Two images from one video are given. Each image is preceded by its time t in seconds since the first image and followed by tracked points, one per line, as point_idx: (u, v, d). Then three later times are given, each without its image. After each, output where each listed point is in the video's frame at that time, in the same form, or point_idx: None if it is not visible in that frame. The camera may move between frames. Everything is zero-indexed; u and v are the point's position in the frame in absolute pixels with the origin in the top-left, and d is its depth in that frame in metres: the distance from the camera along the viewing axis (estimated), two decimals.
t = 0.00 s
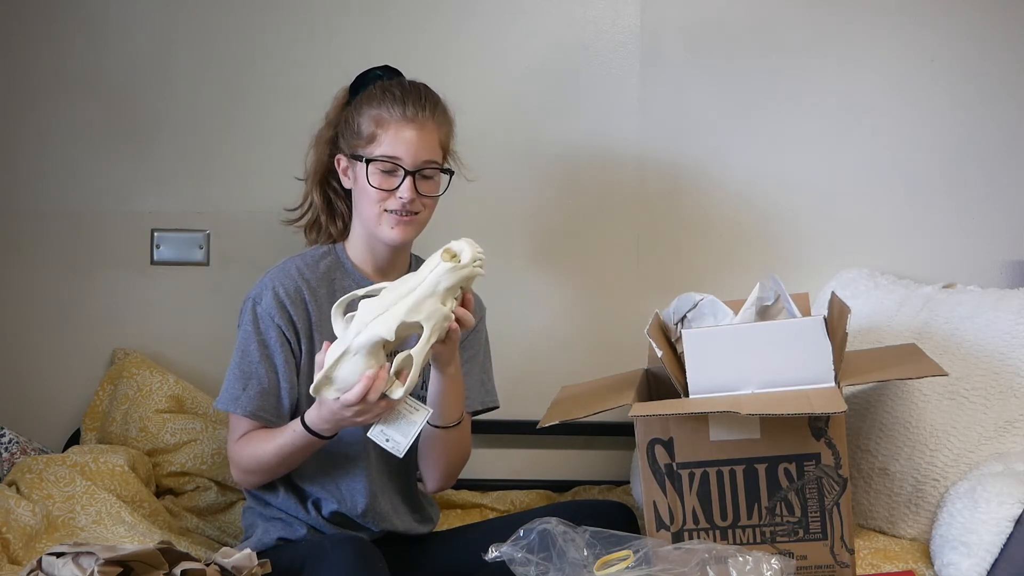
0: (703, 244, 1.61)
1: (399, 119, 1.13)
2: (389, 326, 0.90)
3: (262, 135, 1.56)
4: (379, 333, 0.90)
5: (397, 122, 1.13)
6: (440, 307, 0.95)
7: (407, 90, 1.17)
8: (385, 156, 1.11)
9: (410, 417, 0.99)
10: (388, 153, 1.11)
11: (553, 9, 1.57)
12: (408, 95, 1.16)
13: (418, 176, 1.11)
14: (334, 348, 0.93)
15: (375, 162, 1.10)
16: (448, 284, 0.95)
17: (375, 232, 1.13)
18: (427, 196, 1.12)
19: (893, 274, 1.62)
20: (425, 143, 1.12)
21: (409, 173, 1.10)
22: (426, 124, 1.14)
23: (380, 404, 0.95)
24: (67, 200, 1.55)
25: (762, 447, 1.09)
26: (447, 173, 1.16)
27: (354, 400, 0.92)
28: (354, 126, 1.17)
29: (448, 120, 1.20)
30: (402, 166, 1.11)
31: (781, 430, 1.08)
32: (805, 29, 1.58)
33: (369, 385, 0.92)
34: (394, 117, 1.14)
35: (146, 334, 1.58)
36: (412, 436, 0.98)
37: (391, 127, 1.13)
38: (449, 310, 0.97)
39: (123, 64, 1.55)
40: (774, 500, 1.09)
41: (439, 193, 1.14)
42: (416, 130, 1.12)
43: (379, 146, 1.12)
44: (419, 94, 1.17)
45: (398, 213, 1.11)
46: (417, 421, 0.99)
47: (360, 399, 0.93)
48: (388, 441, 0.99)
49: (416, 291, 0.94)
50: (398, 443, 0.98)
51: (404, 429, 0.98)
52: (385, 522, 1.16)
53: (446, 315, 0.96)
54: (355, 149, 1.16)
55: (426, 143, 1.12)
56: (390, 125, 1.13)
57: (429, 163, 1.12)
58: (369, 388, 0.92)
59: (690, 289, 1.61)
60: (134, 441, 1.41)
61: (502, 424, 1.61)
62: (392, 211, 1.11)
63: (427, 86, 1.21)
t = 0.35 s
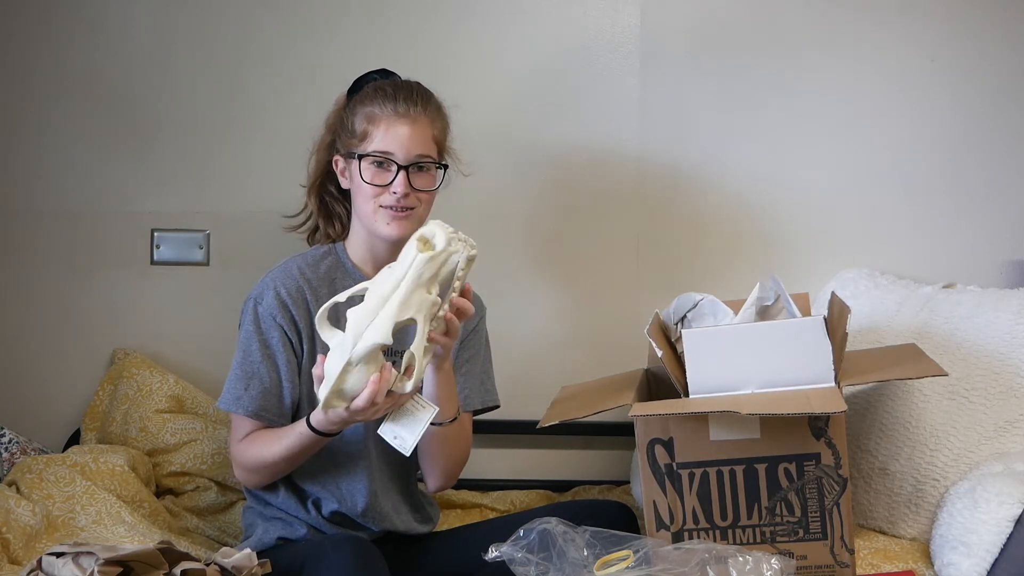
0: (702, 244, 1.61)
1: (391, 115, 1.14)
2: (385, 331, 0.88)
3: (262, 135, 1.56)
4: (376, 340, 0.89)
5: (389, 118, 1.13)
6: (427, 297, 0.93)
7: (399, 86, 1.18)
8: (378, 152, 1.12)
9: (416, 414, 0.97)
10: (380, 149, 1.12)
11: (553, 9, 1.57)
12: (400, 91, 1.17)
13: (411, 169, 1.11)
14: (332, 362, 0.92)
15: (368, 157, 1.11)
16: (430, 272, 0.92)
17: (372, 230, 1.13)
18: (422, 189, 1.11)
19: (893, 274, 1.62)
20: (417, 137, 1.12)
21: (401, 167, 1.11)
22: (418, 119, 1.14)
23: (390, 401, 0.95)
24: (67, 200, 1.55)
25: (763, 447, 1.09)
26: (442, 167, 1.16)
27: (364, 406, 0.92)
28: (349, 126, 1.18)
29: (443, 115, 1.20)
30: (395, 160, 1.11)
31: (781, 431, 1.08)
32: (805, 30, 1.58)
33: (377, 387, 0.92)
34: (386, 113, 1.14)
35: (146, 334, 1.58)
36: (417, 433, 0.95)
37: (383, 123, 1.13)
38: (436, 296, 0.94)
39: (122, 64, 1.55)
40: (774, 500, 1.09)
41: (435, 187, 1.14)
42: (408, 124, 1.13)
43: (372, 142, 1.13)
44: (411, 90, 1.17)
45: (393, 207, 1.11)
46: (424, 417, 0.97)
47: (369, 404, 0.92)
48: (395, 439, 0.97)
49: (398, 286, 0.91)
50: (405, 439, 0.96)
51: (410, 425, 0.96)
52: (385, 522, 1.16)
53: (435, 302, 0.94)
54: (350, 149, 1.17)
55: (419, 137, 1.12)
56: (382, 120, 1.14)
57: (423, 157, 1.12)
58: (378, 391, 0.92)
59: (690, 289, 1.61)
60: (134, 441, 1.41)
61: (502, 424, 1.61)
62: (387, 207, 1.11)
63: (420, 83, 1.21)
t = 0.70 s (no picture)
0: (703, 243, 1.61)
1: (389, 117, 1.13)
2: (359, 332, 0.87)
3: (262, 135, 1.56)
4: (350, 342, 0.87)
5: (387, 120, 1.13)
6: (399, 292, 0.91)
7: (396, 87, 1.17)
8: (376, 154, 1.11)
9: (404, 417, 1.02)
10: (378, 151, 1.11)
11: (553, 8, 1.57)
12: (397, 93, 1.16)
13: (409, 172, 1.11)
14: (310, 365, 0.91)
15: (366, 160, 1.10)
16: (398, 266, 0.90)
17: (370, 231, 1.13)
18: (420, 191, 1.11)
19: (893, 274, 1.62)
20: (416, 139, 1.12)
21: (400, 170, 1.10)
22: (416, 121, 1.14)
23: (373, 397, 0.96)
24: (68, 201, 1.55)
25: (763, 447, 1.09)
26: (441, 169, 1.15)
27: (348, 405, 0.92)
28: (347, 127, 1.17)
29: (440, 116, 1.20)
30: (393, 163, 1.10)
31: (781, 431, 1.08)
32: (805, 30, 1.58)
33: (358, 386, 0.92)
34: (384, 115, 1.14)
35: (147, 334, 1.58)
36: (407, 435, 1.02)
37: (381, 125, 1.13)
38: (408, 288, 0.93)
39: (123, 64, 1.55)
40: (774, 500, 1.09)
41: (433, 189, 1.14)
42: (406, 127, 1.12)
43: (370, 144, 1.13)
44: (409, 90, 1.17)
45: (392, 210, 1.11)
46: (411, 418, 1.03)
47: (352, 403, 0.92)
48: (386, 443, 1.02)
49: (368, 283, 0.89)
50: (396, 440, 1.02)
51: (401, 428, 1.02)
52: (385, 522, 1.15)
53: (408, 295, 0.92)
54: (348, 149, 1.16)
55: (417, 139, 1.12)
56: (380, 122, 1.13)
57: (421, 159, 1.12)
58: (360, 389, 0.92)
59: (690, 289, 1.61)
60: (134, 441, 1.41)
61: (502, 425, 1.61)
62: (385, 209, 1.11)
63: (417, 83, 1.21)
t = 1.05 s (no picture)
0: (703, 243, 1.61)
1: (400, 122, 1.13)
2: (332, 324, 0.88)
3: (262, 135, 1.56)
4: (326, 335, 0.88)
5: (399, 126, 1.13)
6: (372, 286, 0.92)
7: (404, 91, 1.17)
8: (389, 161, 1.11)
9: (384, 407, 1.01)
10: (391, 159, 1.11)
11: (553, 8, 1.57)
12: (406, 97, 1.16)
13: (421, 179, 1.11)
14: (288, 365, 0.91)
15: (379, 167, 1.10)
16: (369, 257, 0.92)
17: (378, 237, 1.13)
18: (431, 198, 1.12)
19: (893, 274, 1.62)
20: (427, 146, 1.13)
21: (413, 178, 1.11)
22: (426, 126, 1.14)
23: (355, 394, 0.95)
24: (68, 201, 1.55)
25: (763, 448, 1.09)
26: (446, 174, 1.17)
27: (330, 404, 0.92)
28: (352, 129, 1.16)
29: (445, 120, 1.21)
30: (407, 171, 1.11)
31: (781, 431, 1.08)
32: (805, 30, 1.58)
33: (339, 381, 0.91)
34: (395, 120, 1.13)
35: (147, 334, 1.58)
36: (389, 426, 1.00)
37: (392, 131, 1.13)
38: (382, 281, 0.94)
39: (123, 64, 1.55)
40: (774, 500, 1.09)
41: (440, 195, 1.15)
42: (418, 133, 1.13)
43: (381, 150, 1.12)
44: (417, 95, 1.17)
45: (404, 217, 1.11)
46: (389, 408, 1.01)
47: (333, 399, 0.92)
48: (369, 436, 1.01)
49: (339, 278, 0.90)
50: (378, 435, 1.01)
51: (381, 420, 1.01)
52: (385, 523, 1.15)
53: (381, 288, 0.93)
54: (354, 153, 1.15)
55: (428, 146, 1.13)
56: (391, 128, 1.13)
57: (430, 166, 1.13)
58: (340, 384, 0.91)
59: (690, 289, 1.61)
60: (134, 441, 1.41)
61: (503, 424, 1.61)
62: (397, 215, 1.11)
63: (422, 85, 1.21)
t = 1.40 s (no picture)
0: (703, 243, 1.61)
1: (389, 120, 1.13)
2: (333, 321, 0.88)
3: (262, 135, 1.56)
4: (326, 332, 0.88)
5: (388, 124, 1.13)
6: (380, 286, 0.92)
7: (395, 90, 1.17)
8: (378, 159, 1.11)
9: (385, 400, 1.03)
10: (381, 156, 1.11)
11: (553, 9, 1.57)
12: (397, 95, 1.16)
13: (411, 176, 1.11)
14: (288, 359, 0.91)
15: (368, 165, 1.10)
16: (376, 258, 0.91)
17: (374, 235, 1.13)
18: (423, 195, 1.12)
19: (893, 274, 1.62)
20: (417, 143, 1.12)
21: (404, 175, 1.10)
22: (416, 123, 1.13)
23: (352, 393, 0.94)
24: (68, 201, 1.55)
25: (763, 448, 1.09)
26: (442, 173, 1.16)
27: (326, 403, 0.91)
28: (345, 130, 1.17)
29: (442, 118, 1.20)
30: (395, 168, 1.10)
31: (781, 431, 1.09)
32: (805, 30, 1.58)
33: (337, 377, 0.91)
34: (384, 118, 1.13)
35: (147, 334, 1.58)
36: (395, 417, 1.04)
37: (382, 129, 1.13)
38: (387, 284, 0.94)
39: (123, 64, 1.55)
40: (774, 500, 1.09)
41: (434, 192, 1.14)
42: (407, 130, 1.12)
43: (372, 148, 1.12)
44: (408, 93, 1.17)
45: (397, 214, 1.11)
46: (391, 400, 1.04)
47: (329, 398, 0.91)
48: (379, 431, 1.03)
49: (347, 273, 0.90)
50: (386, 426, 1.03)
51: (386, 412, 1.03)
52: (385, 523, 1.15)
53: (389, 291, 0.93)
54: (348, 153, 1.16)
55: (418, 143, 1.12)
56: (380, 126, 1.13)
57: (422, 163, 1.12)
58: (336, 382, 0.91)
59: (690, 289, 1.61)
60: (134, 441, 1.41)
61: (503, 425, 1.61)
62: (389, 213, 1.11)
63: (415, 82, 1.20)
